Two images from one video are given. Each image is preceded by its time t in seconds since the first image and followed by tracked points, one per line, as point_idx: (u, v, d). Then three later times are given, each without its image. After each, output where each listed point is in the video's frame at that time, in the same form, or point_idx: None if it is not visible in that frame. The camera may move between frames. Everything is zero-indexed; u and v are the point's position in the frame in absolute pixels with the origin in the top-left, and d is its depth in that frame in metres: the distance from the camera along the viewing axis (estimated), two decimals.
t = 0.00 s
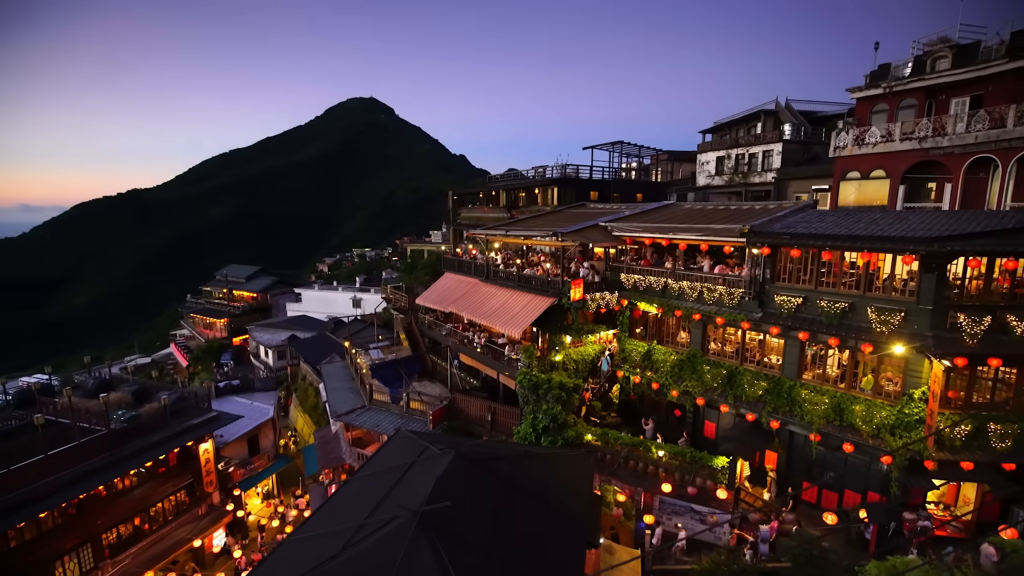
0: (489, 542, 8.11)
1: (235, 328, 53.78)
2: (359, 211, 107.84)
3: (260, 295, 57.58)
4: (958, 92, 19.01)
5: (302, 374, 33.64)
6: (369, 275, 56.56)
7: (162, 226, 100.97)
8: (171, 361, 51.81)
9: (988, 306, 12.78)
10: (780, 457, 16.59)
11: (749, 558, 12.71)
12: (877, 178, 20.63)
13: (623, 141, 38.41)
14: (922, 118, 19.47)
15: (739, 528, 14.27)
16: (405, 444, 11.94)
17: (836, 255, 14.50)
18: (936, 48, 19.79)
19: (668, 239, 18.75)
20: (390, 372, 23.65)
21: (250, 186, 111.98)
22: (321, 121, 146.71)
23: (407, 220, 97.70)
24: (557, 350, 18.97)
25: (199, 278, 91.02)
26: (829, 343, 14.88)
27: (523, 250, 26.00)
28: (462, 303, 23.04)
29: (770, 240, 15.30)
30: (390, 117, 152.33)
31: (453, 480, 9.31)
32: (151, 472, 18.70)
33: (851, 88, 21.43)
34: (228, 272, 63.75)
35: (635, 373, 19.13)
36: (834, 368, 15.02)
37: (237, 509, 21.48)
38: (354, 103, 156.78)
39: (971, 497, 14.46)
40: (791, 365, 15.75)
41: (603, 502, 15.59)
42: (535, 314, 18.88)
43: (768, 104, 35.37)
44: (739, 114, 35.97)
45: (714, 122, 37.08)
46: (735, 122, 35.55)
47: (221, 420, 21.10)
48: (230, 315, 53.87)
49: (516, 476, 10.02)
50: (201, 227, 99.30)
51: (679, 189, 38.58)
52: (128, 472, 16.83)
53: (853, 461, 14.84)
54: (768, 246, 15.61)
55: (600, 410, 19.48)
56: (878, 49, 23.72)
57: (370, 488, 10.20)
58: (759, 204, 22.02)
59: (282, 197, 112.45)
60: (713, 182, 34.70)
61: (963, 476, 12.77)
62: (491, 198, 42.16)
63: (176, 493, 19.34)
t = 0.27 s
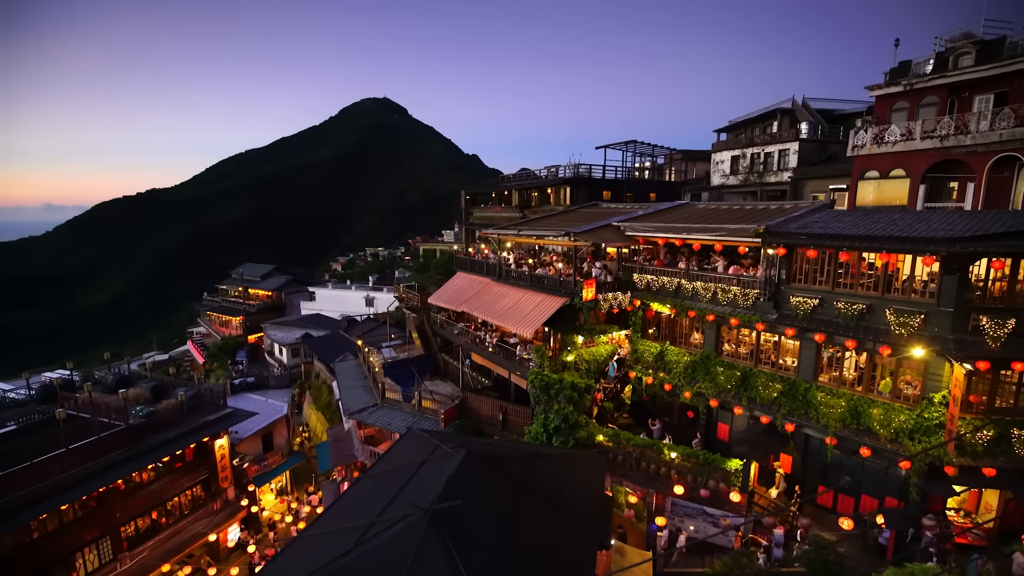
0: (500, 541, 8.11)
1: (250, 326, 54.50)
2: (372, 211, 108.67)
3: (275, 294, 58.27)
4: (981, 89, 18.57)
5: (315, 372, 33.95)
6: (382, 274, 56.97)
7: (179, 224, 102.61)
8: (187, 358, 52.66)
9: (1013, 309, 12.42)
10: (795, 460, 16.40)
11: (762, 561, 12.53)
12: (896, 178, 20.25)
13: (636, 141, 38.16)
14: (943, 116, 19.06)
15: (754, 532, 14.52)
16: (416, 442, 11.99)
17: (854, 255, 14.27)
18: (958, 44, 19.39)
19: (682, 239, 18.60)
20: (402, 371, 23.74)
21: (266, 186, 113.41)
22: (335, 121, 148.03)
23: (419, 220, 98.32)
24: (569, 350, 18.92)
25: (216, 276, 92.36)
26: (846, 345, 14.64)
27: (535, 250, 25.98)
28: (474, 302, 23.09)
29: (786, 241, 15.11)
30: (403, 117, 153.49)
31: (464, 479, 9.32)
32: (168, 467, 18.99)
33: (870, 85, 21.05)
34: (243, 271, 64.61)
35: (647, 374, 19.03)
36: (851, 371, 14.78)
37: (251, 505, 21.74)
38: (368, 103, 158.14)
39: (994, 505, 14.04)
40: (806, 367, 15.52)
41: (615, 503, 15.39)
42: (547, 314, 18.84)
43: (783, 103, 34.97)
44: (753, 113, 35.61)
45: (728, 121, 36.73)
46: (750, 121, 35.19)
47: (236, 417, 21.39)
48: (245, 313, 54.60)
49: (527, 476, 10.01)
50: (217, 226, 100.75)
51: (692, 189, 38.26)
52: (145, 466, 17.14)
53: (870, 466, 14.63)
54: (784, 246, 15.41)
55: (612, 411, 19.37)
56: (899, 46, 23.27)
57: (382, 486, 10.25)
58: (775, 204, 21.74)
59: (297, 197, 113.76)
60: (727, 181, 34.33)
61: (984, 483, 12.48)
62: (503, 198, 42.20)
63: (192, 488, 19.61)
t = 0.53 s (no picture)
0: (510, 540, 8.10)
1: (264, 324, 55.17)
2: (383, 211, 109.34)
3: (289, 292, 58.90)
4: (1005, 86, 18.15)
5: (327, 369, 34.24)
6: (394, 273, 57.30)
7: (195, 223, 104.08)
8: (203, 355, 53.46)
9: None
10: (809, 463, 16.19)
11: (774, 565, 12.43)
12: (915, 177, 19.83)
13: (649, 140, 37.92)
14: (965, 114, 18.65)
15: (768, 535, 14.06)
16: (427, 440, 12.04)
17: (871, 256, 14.01)
18: (981, 41, 19.00)
19: (695, 239, 18.43)
20: (413, 369, 23.82)
21: (280, 185, 114.73)
22: (348, 121, 149.22)
23: (431, 219, 98.85)
24: (580, 350, 18.86)
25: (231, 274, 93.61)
26: (862, 348, 14.40)
27: (546, 250, 25.96)
28: (485, 301, 23.10)
29: (801, 241, 14.91)
30: (416, 117, 154.59)
31: (473, 478, 9.32)
32: (184, 462, 19.28)
33: (889, 83, 20.68)
34: (257, 270, 65.40)
35: (659, 376, 18.89)
36: (867, 373, 14.54)
37: (264, 500, 21.99)
38: (381, 104, 159.31)
39: (1016, 512, 13.72)
40: (821, 370, 15.31)
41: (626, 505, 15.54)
42: (558, 314, 18.80)
43: (799, 102, 34.51)
44: (768, 112, 35.21)
45: (743, 120, 36.35)
46: (765, 120, 34.80)
47: (250, 413, 21.64)
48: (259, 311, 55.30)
49: (537, 476, 9.98)
50: (233, 225, 102.14)
51: (706, 188, 37.91)
52: (161, 461, 17.42)
53: (886, 470, 14.39)
54: (799, 247, 15.21)
55: (623, 412, 19.29)
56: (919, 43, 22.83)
57: (393, 483, 10.32)
58: (790, 204, 21.47)
59: (310, 196, 114.99)
60: (741, 181, 33.93)
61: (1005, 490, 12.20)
62: (514, 197, 42.22)
63: (207, 483, 19.95)
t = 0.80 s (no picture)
0: (521, 540, 8.09)
1: (280, 322, 55.90)
2: (397, 211, 110.08)
3: (304, 290, 59.59)
4: None
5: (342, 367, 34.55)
6: (408, 272, 57.69)
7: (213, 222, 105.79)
8: (220, 352, 54.34)
9: None
10: (826, 467, 15.92)
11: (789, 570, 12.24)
12: (938, 176, 19.38)
13: (664, 139, 37.60)
14: (992, 111, 18.15)
15: (787, 539, 13.72)
16: (440, 439, 12.07)
17: (892, 257, 13.72)
18: (1008, 36, 18.49)
19: (710, 239, 18.22)
20: (426, 368, 23.91)
21: (296, 186, 116.31)
22: (364, 121, 150.48)
23: (444, 219, 99.26)
24: (593, 350, 18.80)
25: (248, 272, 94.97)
26: (882, 350, 14.11)
27: (560, 249, 25.89)
28: (498, 301, 23.09)
29: (819, 241, 14.67)
30: (430, 117, 155.51)
31: (485, 476, 9.31)
32: (201, 457, 19.59)
33: (911, 80, 20.22)
34: (273, 268, 66.27)
35: (673, 377, 18.72)
36: (887, 377, 14.27)
37: (279, 496, 22.24)
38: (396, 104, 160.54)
39: None
40: (839, 373, 15.05)
41: (639, 506, 15.67)
42: (571, 314, 18.74)
43: (818, 100, 33.94)
44: (786, 111, 34.69)
45: (760, 119, 35.85)
46: (783, 118, 34.29)
47: (266, 410, 21.92)
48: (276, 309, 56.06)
49: (549, 476, 9.95)
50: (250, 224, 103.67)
51: (721, 188, 37.47)
52: (179, 456, 17.73)
53: (906, 476, 14.11)
54: (818, 247, 14.96)
55: (637, 413, 19.19)
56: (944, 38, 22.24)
57: (406, 481, 10.38)
58: (808, 203, 21.12)
59: (326, 196, 116.29)
60: (758, 180, 33.49)
61: None
62: (528, 197, 42.19)
63: (223, 478, 20.27)
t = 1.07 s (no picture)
0: (534, 540, 8.08)
1: (296, 319, 56.61)
2: (411, 211, 110.79)
3: (320, 289, 60.28)
4: None
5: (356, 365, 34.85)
6: (422, 272, 58.03)
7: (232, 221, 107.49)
8: (238, 348, 55.22)
9: None
10: (845, 473, 15.64)
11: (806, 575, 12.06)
12: (964, 176, 18.86)
13: (680, 138, 37.22)
14: (1021, 108, 17.59)
15: (798, 544, 13.63)
16: (452, 438, 12.11)
17: (915, 258, 13.40)
18: None
19: (726, 239, 17.98)
20: (439, 366, 24.01)
21: (313, 185, 117.78)
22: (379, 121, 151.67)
23: (459, 218, 99.55)
24: (606, 351, 18.72)
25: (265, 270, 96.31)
26: (904, 354, 13.79)
27: (574, 249, 25.80)
28: (512, 301, 23.05)
29: (839, 242, 14.39)
30: (445, 117, 156.23)
31: (498, 475, 9.30)
32: (219, 452, 19.91)
33: (937, 76, 19.69)
34: (290, 267, 67.15)
35: (688, 378, 18.57)
36: (909, 382, 13.93)
37: (294, 491, 22.56)
38: (411, 104, 161.55)
39: None
40: (859, 376, 14.74)
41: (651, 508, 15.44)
42: (584, 314, 18.67)
43: (840, 97, 33.23)
44: (806, 109, 34.09)
45: (779, 117, 35.29)
46: (802, 117, 33.69)
47: (282, 406, 22.20)
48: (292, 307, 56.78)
49: (561, 476, 9.91)
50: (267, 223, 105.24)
51: (739, 187, 36.98)
52: (197, 450, 18.05)
53: (928, 483, 13.78)
54: (837, 248, 14.67)
55: (651, 415, 19.18)
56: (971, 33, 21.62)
57: (419, 479, 10.42)
58: (828, 203, 20.72)
59: (342, 195, 117.51)
60: (776, 180, 33.00)
61: None
62: (542, 196, 42.09)
63: (240, 472, 20.60)
